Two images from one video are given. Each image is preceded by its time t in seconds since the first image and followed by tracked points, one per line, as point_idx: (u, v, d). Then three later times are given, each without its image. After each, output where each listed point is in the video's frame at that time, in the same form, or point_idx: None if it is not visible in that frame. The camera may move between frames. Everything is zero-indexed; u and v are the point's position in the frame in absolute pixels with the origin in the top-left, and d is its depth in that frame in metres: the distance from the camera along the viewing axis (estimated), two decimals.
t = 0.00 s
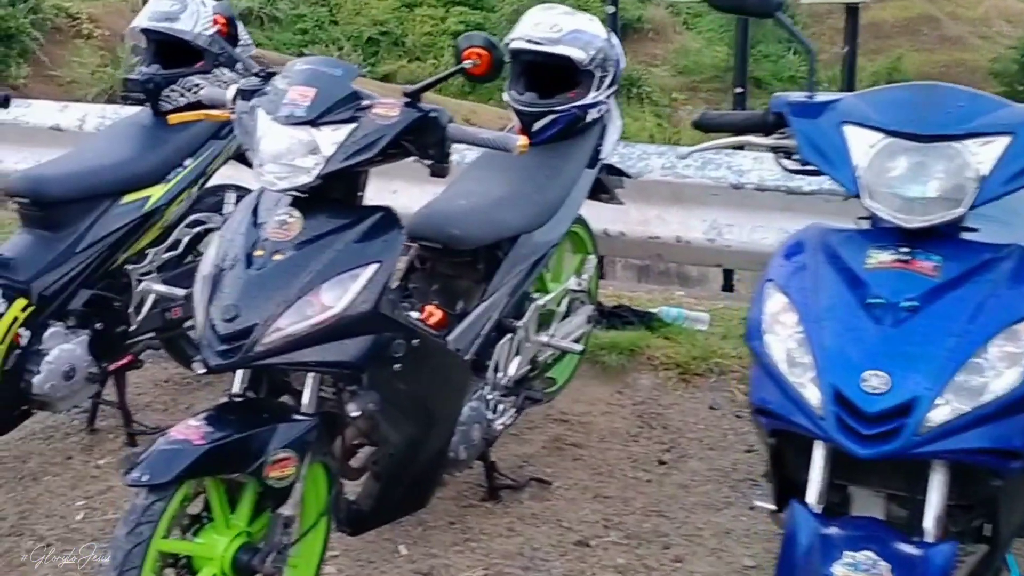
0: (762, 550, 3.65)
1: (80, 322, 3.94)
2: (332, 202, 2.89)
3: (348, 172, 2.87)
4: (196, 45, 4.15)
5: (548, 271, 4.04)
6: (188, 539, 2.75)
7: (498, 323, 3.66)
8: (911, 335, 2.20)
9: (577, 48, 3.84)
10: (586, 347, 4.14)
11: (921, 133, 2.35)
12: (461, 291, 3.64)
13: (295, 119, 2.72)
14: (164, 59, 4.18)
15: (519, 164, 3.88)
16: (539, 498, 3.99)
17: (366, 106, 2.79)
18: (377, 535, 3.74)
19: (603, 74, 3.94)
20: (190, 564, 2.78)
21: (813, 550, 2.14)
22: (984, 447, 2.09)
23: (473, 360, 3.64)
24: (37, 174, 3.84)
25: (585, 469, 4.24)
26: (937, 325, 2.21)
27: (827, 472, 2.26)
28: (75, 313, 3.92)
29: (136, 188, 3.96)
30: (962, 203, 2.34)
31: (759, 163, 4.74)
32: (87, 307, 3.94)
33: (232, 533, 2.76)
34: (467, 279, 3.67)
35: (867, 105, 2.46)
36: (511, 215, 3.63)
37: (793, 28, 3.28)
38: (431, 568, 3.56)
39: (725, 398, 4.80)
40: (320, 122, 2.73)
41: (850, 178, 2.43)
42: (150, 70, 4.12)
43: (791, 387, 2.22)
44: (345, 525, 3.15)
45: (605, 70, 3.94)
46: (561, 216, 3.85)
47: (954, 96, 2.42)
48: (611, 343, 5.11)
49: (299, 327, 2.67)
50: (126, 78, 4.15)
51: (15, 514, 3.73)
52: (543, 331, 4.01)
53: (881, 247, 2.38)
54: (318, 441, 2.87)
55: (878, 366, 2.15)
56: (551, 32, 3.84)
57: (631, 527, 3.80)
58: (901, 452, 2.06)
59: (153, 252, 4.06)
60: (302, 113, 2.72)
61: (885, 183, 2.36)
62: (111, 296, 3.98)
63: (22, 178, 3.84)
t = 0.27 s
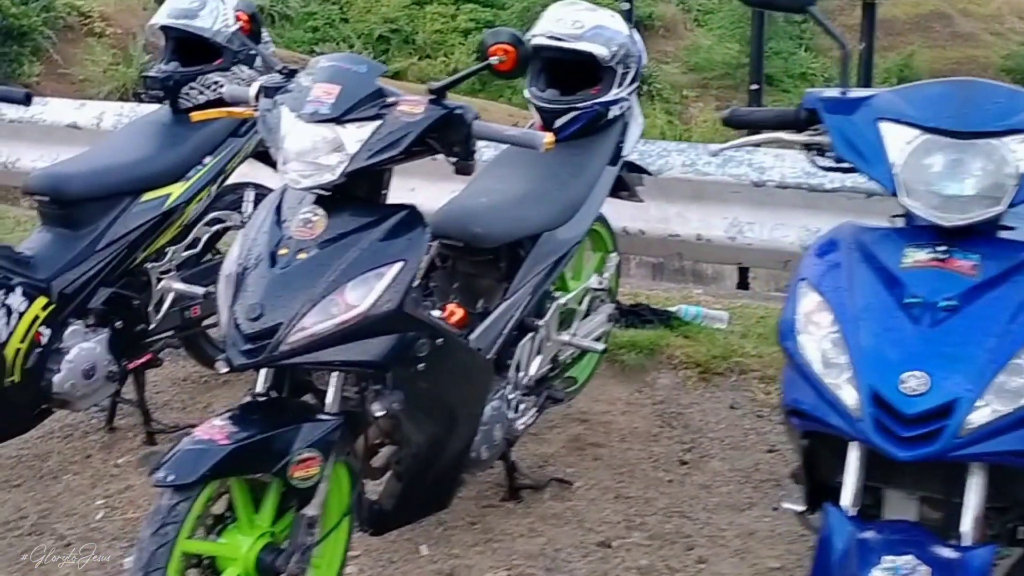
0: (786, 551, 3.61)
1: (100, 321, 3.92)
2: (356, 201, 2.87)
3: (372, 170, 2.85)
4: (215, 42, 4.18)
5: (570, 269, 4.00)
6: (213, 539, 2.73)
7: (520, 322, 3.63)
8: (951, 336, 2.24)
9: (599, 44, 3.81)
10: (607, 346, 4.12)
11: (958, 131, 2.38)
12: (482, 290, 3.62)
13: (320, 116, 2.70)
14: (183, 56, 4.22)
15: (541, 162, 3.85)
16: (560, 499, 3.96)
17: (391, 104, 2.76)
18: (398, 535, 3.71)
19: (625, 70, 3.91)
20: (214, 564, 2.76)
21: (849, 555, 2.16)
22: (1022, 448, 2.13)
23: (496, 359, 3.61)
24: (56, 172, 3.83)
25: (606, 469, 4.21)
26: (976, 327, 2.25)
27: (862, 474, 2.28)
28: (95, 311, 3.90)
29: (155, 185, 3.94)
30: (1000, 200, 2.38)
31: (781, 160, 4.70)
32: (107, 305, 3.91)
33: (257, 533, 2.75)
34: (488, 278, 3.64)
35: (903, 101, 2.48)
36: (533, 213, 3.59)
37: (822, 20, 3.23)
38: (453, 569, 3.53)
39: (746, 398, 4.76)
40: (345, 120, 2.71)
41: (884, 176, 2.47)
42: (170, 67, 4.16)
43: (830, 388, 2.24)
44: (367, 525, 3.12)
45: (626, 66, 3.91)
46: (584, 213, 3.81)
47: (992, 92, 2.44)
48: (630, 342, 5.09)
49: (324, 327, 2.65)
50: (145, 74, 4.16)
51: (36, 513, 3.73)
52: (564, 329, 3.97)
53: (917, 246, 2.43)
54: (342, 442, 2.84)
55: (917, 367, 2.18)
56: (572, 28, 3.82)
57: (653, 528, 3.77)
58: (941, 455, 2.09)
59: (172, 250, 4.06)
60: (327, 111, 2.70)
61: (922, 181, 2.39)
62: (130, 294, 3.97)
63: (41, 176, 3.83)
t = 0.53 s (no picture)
0: (816, 550, 3.57)
1: (124, 317, 3.90)
2: (384, 197, 2.84)
3: (400, 166, 2.83)
4: (239, 38, 4.21)
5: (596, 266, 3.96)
6: (241, 536, 2.72)
7: (546, 319, 3.58)
8: (996, 334, 2.22)
9: (624, 39, 3.79)
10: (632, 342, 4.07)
11: (1003, 125, 2.36)
12: (508, 287, 3.59)
13: (349, 112, 2.67)
14: (206, 52, 4.26)
15: (567, 159, 3.81)
16: (586, 497, 3.93)
17: (420, 99, 2.73)
18: (422, 533, 3.69)
19: (653, 65, 3.87)
20: (243, 562, 2.75)
21: (892, 555, 2.15)
22: None
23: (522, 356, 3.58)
24: (82, 169, 3.84)
25: (631, 467, 4.18)
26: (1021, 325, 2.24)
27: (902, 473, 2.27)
28: (120, 307, 3.88)
29: (180, 182, 3.97)
30: None
31: (808, 154, 4.62)
32: (132, 302, 3.90)
33: (285, 531, 2.73)
34: (512, 275, 3.60)
35: (945, 95, 2.45)
36: (559, 209, 3.56)
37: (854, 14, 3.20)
38: (480, 567, 3.50)
39: (772, 395, 4.72)
40: (374, 115, 2.68)
41: (927, 172, 2.44)
42: (194, 64, 4.18)
43: (872, 388, 2.22)
44: (394, 524, 3.10)
45: (654, 61, 3.87)
46: (611, 209, 3.77)
47: None
48: (654, 338, 5.05)
49: (353, 324, 2.64)
50: (169, 70, 4.19)
51: (61, 509, 3.74)
52: (590, 326, 3.94)
53: (961, 242, 2.42)
54: (371, 440, 2.81)
55: (962, 366, 2.16)
56: (599, 23, 3.82)
57: (681, 526, 3.73)
58: (987, 456, 2.06)
59: (196, 246, 4.06)
60: (356, 106, 2.67)
61: (967, 177, 2.39)
62: (155, 291, 3.96)
63: (67, 173, 3.85)
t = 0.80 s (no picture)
0: (842, 549, 3.54)
1: (144, 313, 3.88)
2: (408, 192, 2.82)
3: (425, 160, 2.79)
4: (257, 33, 4.18)
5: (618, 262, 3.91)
6: (265, 535, 2.70)
7: (568, 316, 3.55)
8: None
9: (647, 33, 3.77)
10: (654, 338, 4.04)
11: None
12: (530, 283, 3.55)
13: (373, 107, 2.64)
14: (224, 48, 4.23)
15: (589, 154, 3.78)
16: (607, 495, 3.89)
17: (445, 93, 2.70)
18: (444, 531, 3.66)
19: (676, 59, 3.85)
20: (267, 560, 2.73)
21: (933, 556, 2.14)
22: None
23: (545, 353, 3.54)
24: (101, 164, 3.82)
25: (652, 464, 4.14)
26: None
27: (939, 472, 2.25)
28: (139, 304, 3.85)
29: (200, 177, 3.94)
30: None
31: (830, 148, 4.57)
32: (151, 298, 3.87)
33: (308, 529, 2.71)
34: (534, 271, 3.56)
35: (983, 90, 2.43)
36: (582, 204, 3.53)
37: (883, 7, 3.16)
38: (502, 565, 3.47)
39: (793, 392, 4.68)
40: (399, 110, 2.65)
41: (966, 165, 2.41)
42: (212, 59, 4.16)
43: (911, 386, 2.20)
44: (417, 522, 3.07)
45: (677, 56, 3.85)
46: (633, 205, 3.74)
47: None
48: (674, 335, 5.02)
49: (378, 321, 2.61)
50: (187, 66, 4.16)
51: (81, 505, 3.73)
52: (612, 323, 3.90)
53: (999, 238, 2.40)
54: (395, 437, 2.78)
55: (1004, 363, 2.14)
56: (622, 17, 3.80)
57: (704, 525, 3.70)
58: None
59: (215, 243, 4.03)
60: (380, 101, 2.65)
61: (1008, 170, 2.37)
62: (174, 287, 3.93)
63: (86, 169, 3.83)
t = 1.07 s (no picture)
0: (874, 549, 3.50)
1: (167, 309, 3.84)
2: (440, 186, 2.77)
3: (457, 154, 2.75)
4: (279, 26, 4.15)
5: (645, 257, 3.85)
6: (296, 533, 2.66)
7: (597, 312, 3.50)
8: None
9: (676, 24, 3.72)
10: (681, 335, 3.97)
11: None
12: (558, 278, 3.51)
13: (405, 99, 2.59)
14: (246, 40, 4.20)
15: (616, 146, 3.73)
16: (634, 493, 3.85)
17: (477, 84, 2.66)
18: (470, 528, 3.62)
19: (705, 51, 3.79)
20: (297, 559, 2.69)
21: (987, 557, 2.12)
22: None
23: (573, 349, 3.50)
24: (123, 158, 3.80)
25: (679, 462, 4.09)
26: None
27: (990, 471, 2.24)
28: (162, 299, 3.82)
29: (223, 171, 3.92)
30: None
31: (858, 142, 4.53)
32: (174, 293, 3.84)
33: (340, 527, 2.67)
34: (563, 266, 3.51)
35: None
36: (611, 198, 3.48)
37: None
38: (530, 564, 3.43)
39: (819, 389, 4.64)
40: (431, 102, 2.61)
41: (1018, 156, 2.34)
42: (234, 52, 4.12)
43: (964, 384, 2.18)
44: (445, 520, 3.02)
45: (705, 47, 3.79)
46: (662, 198, 3.69)
47: None
48: (697, 331, 4.98)
49: (411, 317, 2.57)
50: (210, 60, 4.13)
51: (105, 502, 3.71)
52: (640, 319, 3.84)
53: None
54: (426, 435, 2.74)
55: None
56: (650, 8, 3.75)
57: (733, 523, 3.66)
58: None
59: (238, 237, 3.99)
60: (412, 93, 2.60)
61: None
62: (196, 282, 3.88)
63: (108, 163, 3.80)
